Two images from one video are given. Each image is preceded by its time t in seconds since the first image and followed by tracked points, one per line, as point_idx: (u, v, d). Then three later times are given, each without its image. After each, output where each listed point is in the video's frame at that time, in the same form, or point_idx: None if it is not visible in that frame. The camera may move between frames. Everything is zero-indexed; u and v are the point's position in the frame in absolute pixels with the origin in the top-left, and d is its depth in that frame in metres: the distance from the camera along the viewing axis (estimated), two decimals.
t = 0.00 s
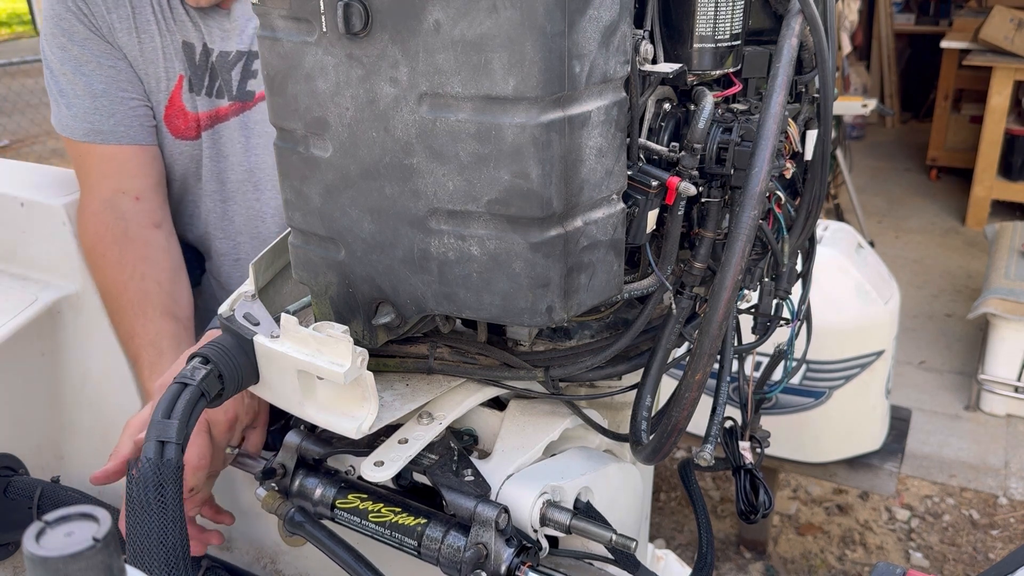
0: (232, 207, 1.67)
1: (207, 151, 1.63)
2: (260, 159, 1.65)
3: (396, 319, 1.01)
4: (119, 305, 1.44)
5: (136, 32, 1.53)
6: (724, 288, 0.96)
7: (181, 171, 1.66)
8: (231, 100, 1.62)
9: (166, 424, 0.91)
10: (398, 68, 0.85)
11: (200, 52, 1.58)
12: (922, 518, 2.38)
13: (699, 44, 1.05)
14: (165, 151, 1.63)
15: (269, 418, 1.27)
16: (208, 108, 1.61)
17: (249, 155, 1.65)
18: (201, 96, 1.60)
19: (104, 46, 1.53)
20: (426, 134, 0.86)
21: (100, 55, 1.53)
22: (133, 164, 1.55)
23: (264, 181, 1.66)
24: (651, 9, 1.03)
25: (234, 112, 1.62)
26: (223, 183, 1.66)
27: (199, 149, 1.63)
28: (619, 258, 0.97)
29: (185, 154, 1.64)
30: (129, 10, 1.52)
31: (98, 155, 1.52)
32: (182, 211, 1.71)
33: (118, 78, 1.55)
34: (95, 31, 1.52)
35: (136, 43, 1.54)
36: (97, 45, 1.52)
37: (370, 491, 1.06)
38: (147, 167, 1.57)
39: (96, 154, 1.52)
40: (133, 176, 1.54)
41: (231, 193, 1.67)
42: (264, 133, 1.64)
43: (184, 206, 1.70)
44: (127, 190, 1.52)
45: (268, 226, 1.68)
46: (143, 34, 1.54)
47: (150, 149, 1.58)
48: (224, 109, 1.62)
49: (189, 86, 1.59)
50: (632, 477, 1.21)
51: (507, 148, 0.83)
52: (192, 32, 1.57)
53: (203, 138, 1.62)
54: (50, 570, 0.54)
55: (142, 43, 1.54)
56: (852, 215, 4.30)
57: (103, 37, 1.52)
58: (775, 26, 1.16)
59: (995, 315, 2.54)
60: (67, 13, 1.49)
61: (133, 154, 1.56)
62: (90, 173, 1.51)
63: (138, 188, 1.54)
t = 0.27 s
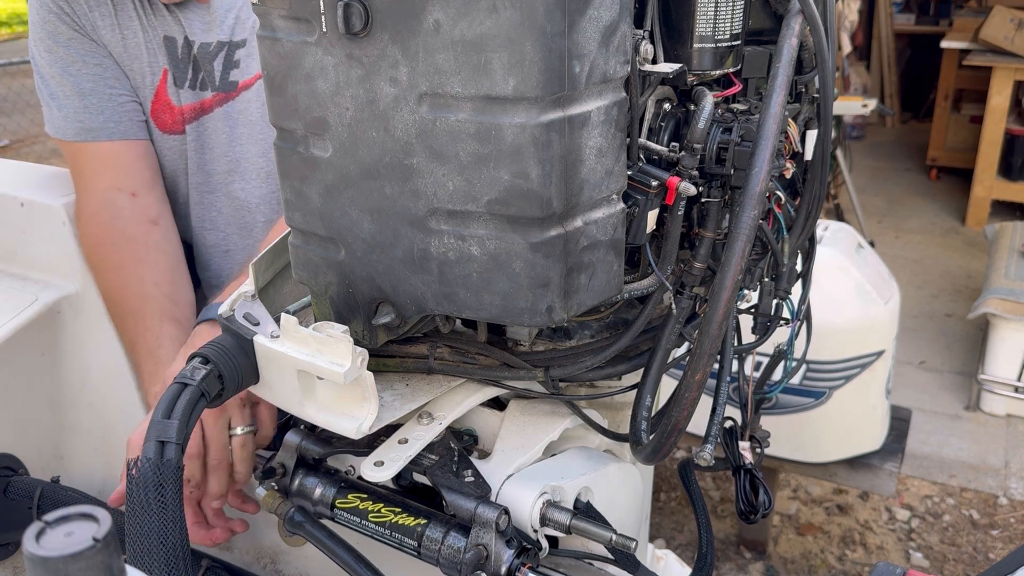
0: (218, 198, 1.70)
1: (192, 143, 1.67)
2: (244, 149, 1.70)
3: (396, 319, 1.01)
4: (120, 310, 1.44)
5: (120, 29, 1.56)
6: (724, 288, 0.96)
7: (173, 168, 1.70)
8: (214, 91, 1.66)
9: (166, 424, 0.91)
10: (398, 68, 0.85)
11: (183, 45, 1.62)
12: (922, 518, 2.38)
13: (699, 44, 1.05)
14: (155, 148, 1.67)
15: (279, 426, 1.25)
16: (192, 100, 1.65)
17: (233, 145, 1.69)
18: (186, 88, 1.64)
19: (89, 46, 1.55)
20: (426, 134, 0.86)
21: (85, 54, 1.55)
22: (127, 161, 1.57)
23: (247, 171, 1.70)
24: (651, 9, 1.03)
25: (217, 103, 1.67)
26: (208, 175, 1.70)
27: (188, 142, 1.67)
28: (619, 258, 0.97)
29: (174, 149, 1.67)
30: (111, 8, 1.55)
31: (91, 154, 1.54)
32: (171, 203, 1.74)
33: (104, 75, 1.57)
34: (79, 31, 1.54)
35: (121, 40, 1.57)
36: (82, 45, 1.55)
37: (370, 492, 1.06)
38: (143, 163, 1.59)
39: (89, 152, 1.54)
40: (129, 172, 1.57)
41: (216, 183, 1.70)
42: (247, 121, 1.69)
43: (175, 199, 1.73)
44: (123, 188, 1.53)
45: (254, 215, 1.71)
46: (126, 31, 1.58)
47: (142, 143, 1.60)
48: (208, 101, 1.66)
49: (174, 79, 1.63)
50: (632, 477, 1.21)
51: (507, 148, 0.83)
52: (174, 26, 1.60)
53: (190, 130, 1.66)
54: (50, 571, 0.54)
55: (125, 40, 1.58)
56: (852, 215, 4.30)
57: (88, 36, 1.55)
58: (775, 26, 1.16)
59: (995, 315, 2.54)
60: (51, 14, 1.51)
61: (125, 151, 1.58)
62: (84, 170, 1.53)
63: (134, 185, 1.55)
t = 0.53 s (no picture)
0: (213, 195, 1.71)
1: (185, 143, 1.67)
2: (237, 147, 1.70)
3: (396, 319, 1.01)
4: (121, 313, 1.43)
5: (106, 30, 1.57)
6: (725, 288, 0.96)
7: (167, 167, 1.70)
8: (204, 88, 1.66)
9: (166, 424, 0.91)
10: (398, 68, 0.85)
11: (171, 44, 1.62)
12: (922, 518, 2.38)
13: (699, 44, 1.05)
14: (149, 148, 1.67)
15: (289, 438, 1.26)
16: (184, 99, 1.65)
17: (226, 143, 1.70)
18: (176, 87, 1.64)
19: (77, 49, 1.56)
20: (426, 134, 0.86)
21: (72, 57, 1.55)
22: (120, 162, 1.57)
23: (242, 168, 1.70)
24: (651, 9, 1.03)
25: (208, 101, 1.66)
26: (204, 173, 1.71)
27: (181, 142, 1.67)
28: (619, 258, 0.97)
29: (169, 149, 1.68)
30: (97, 9, 1.55)
31: (84, 158, 1.54)
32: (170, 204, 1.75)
33: (93, 78, 1.58)
34: (66, 34, 1.54)
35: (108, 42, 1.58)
36: (69, 48, 1.55)
37: (370, 492, 1.06)
38: (137, 165, 1.59)
39: (82, 156, 1.54)
40: (124, 173, 1.56)
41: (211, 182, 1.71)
42: (238, 118, 1.69)
43: (171, 200, 1.74)
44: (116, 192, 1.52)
45: (250, 211, 1.72)
46: (113, 33, 1.58)
47: (134, 145, 1.60)
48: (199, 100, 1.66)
49: (163, 79, 1.63)
50: (632, 477, 1.21)
51: (507, 148, 0.83)
52: (162, 25, 1.61)
53: (183, 130, 1.66)
54: (50, 571, 0.54)
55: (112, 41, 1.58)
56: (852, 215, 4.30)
57: (75, 39, 1.55)
58: (775, 26, 1.16)
59: (995, 315, 2.54)
60: (38, 19, 1.51)
61: (115, 152, 1.57)
62: (79, 173, 1.52)
63: (130, 189, 1.54)
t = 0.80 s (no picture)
0: (212, 194, 1.71)
1: (185, 143, 1.67)
2: (238, 146, 1.71)
3: (396, 319, 1.01)
4: (121, 316, 1.44)
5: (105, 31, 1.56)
6: (725, 288, 0.96)
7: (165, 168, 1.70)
8: (205, 88, 1.67)
9: (166, 424, 0.91)
10: (398, 68, 0.85)
11: (170, 45, 1.62)
12: (922, 518, 2.38)
13: (699, 44, 1.05)
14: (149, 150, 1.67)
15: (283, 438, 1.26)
16: (184, 99, 1.65)
17: (226, 143, 1.71)
18: (176, 87, 1.64)
19: (76, 50, 1.55)
20: (426, 134, 0.86)
21: (72, 59, 1.55)
22: (122, 165, 1.58)
23: (242, 167, 1.72)
24: (651, 9, 1.03)
25: (207, 100, 1.67)
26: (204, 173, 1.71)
27: (183, 143, 1.67)
28: (619, 258, 0.97)
29: (169, 150, 1.67)
30: (95, 10, 1.55)
31: (84, 160, 1.54)
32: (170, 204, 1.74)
33: (92, 79, 1.57)
34: (65, 36, 1.54)
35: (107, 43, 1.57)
36: (69, 49, 1.54)
37: (370, 492, 1.06)
38: (138, 168, 1.60)
39: (82, 158, 1.54)
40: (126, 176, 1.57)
41: (208, 175, 1.71)
42: (238, 116, 1.70)
43: (172, 202, 1.74)
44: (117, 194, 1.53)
45: (251, 211, 1.74)
46: (111, 33, 1.57)
47: (135, 147, 1.61)
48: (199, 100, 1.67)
49: (163, 80, 1.63)
50: (632, 477, 1.21)
51: (507, 148, 0.83)
52: (161, 25, 1.61)
53: (183, 131, 1.66)
54: (50, 570, 0.54)
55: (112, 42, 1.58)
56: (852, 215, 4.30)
57: (74, 40, 1.55)
58: (775, 26, 1.16)
59: (995, 315, 2.54)
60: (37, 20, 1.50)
61: (117, 155, 1.58)
62: (80, 175, 1.52)
63: (131, 191, 1.55)
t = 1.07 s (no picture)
0: (214, 192, 1.71)
1: (190, 143, 1.68)
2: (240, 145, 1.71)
3: (396, 319, 1.01)
4: (123, 314, 1.44)
5: (109, 31, 1.57)
6: (725, 288, 0.96)
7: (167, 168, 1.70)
8: (208, 87, 1.67)
9: (166, 424, 0.91)
10: (398, 68, 0.85)
11: (173, 44, 1.62)
12: (922, 518, 2.38)
13: (699, 44, 1.05)
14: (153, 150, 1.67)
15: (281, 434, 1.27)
16: (187, 98, 1.65)
17: (228, 143, 1.70)
18: (179, 87, 1.64)
19: (80, 49, 1.56)
20: (426, 134, 0.86)
21: (76, 58, 1.55)
22: (124, 165, 1.58)
23: (243, 167, 1.71)
24: (651, 9, 1.03)
25: (211, 100, 1.67)
26: (206, 172, 1.71)
27: (185, 143, 1.67)
28: (619, 258, 0.97)
29: (171, 150, 1.67)
30: (99, 10, 1.55)
31: (87, 160, 1.54)
32: (171, 204, 1.74)
33: (96, 79, 1.58)
34: (69, 35, 1.54)
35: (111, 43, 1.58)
36: (73, 49, 1.55)
37: (369, 491, 1.06)
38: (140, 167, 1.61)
39: (85, 157, 1.54)
40: (128, 176, 1.57)
41: (211, 176, 1.71)
42: (240, 116, 1.70)
43: (174, 201, 1.74)
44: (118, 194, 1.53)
45: (252, 211, 1.73)
46: (116, 33, 1.58)
47: (137, 146, 1.61)
48: (203, 99, 1.67)
49: (166, 79, 1.63)
50: (632, 477, 1.21)
51: (507, 148, 0.83)
52: (164, 25, 1.61)
53: (186, 130, 1.66)
54: (50, 571, 0.54)
55: (115, 42, 1.58)
56: (852, 215, 4.30)
57: (78, 39, 1.55)
58: (775, 26, 1.16)
59: (995, 315, 2.54)
60: (42, 19, 1.51)
61: (120, 155, 1.58)
62: (82, 175, 1.52)
63: (133, 192, 1.55)
